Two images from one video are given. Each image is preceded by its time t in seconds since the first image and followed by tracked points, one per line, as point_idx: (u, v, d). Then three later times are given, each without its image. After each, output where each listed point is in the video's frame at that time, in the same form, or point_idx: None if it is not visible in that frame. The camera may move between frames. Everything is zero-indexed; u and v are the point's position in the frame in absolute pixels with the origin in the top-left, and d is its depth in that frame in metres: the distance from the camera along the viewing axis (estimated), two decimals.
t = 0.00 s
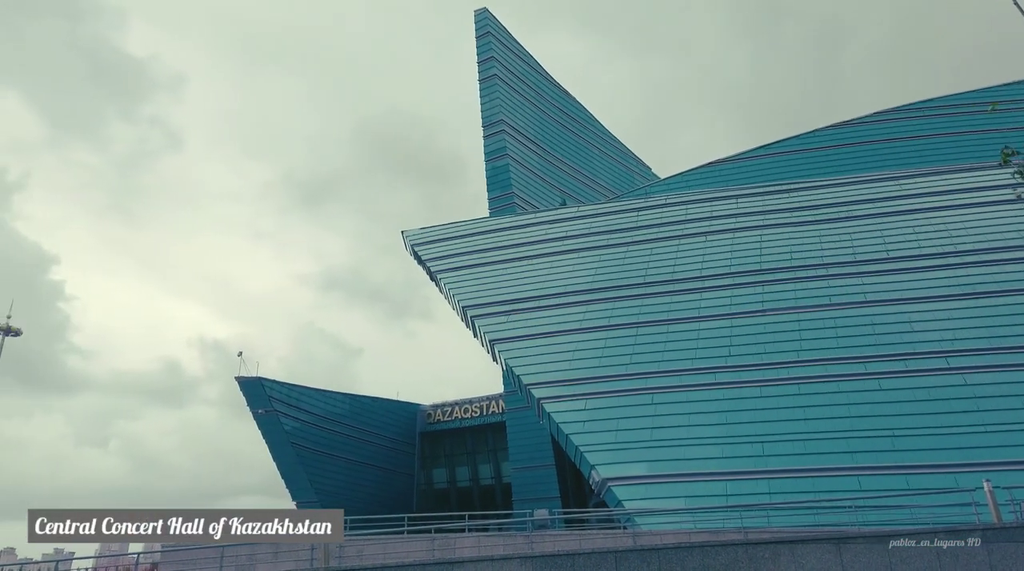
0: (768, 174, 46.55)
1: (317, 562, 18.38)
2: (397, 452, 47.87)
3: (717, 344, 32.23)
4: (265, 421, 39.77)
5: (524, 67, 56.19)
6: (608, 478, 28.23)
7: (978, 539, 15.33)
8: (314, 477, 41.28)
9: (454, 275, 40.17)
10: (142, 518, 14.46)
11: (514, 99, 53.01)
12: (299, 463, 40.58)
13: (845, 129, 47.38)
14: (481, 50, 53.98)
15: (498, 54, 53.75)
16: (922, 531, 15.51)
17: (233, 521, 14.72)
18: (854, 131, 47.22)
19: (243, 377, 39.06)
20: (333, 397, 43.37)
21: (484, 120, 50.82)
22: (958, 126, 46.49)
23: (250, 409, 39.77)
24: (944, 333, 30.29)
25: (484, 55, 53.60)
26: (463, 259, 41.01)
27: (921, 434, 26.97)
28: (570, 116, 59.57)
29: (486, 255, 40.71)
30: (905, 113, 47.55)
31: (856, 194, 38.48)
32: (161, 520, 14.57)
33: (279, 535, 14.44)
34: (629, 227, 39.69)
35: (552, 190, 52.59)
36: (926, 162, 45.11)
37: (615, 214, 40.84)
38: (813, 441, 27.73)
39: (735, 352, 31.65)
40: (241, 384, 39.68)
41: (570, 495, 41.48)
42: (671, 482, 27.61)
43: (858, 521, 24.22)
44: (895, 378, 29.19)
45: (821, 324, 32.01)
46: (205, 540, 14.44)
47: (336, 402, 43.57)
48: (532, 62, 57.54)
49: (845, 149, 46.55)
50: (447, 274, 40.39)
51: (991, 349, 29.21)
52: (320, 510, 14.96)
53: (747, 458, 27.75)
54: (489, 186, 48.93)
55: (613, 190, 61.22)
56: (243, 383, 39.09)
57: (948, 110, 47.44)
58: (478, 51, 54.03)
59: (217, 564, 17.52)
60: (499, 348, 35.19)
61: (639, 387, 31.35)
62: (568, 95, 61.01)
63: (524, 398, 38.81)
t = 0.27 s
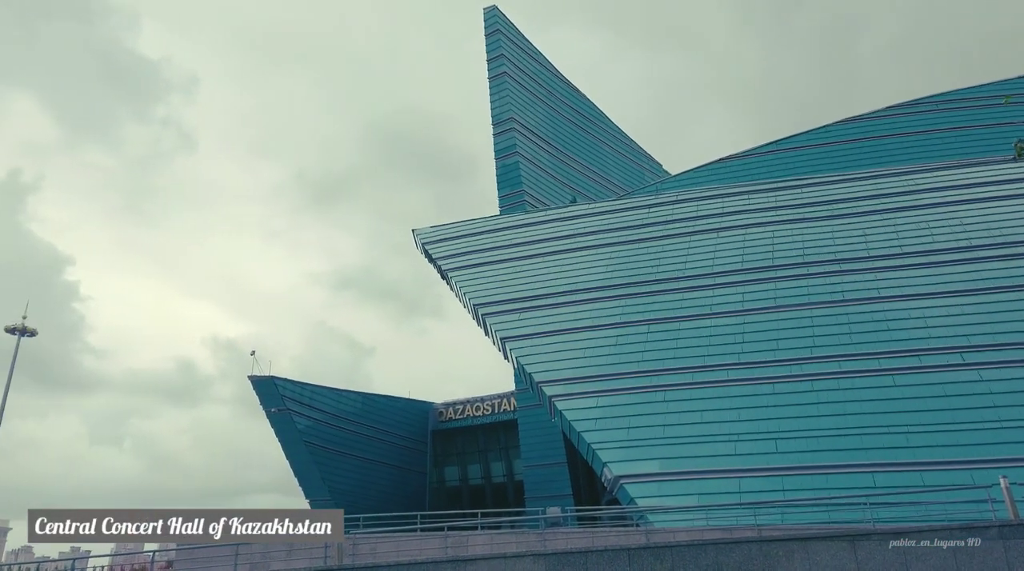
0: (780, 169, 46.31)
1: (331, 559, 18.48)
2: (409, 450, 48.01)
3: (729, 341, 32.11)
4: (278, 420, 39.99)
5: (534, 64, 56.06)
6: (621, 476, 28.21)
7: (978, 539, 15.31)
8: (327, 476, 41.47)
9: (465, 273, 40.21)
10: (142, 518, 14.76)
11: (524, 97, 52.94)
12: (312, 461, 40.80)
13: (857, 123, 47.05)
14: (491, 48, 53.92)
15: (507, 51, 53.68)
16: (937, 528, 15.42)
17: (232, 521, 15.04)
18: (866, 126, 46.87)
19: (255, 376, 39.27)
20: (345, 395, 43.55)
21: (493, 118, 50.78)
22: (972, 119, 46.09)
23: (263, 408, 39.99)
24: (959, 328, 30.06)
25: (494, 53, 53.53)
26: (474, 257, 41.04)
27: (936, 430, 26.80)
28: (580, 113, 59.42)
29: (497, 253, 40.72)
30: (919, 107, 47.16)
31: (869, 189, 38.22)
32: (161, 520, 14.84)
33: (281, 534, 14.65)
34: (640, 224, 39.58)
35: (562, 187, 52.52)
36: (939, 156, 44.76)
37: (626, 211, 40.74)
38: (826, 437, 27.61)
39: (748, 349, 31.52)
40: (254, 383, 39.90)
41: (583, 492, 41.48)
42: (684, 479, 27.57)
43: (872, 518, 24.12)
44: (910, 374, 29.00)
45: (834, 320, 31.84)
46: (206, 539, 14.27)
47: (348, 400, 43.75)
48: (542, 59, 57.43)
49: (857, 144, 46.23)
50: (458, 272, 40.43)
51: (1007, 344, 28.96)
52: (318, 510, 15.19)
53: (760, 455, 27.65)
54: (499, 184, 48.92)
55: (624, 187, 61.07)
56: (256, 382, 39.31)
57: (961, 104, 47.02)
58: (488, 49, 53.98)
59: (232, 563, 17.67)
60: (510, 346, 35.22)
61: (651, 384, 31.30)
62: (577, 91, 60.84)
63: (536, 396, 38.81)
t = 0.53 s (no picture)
0: (791, 165, 46.06)
1: (344, 557, 18.53)
2: (422, 448, 48.12)
3: (741, 337, 31.95)
4: (290, 418, 40.15)
5: (543, 61, 55.96)
6: (633, 473, 28.14)
7: (979, 538, 15.24)
8: (340, 474, 41.60)
9: (475, 271, 40.22)
10: (141, 518, 14.95)
11: (533, 94, 52.84)
12: (325, 459, 40.94)
13: (869, 118, 46.71)
14: (501, 46, 53.85)
15: (517, 49, 53.58)
16: (953, 525, 15.36)
17: (233, 520, 15.19)
18: (879, 120, 46.52)
19: (268, 375, 39.45)
20: (357, 394, 43.67)
21: (503, 116, 50.72)
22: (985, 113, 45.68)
23: (275, 407, 40.17)
24: (975, 323, 29.78)
25: (503, 51, 53.48)
26: (484, 255, 41.03)
27: (951, 426, 26.59)
28: (590, 110, 59.30)
29: (507, 251, 40.68)
30: (932, 101, 46.76)
31: (882, 184, 37.91)
32: (162, 520, 14.95)
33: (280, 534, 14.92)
34: (651, 221, 39.46)
35: (573, 184, 52.42)
36: (953, 150, 44.38)
37: (637, 208, 40.60)
38: (840, 434, 27.44)
39: (761, 346, 31.35)
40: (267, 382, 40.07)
41: (595, 490, 41.42)
42: (697, 476, 27.49)
43: (887, 515, 23.98)
44: (925, 370, 28.76)
45: (848, 316, 31.64)
46: (206, 540, 14.41)
47: (360, 399, 43.87)
48: (552, 56, 57.30)
49: (870, 138, 45.91)
50: (469, 270, 40.45)
51: None
52: (318, 511, 15.46)
53: (774, 452, 27.52)
54: (509, 182, 48.88)
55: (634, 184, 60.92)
56: (268, 381, 39.48)
57: (975, 97, 46.58)
58: (498, 47, 53.91)
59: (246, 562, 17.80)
60: (522, 344, 35.20)
61: (663, 380, 31.22)
62: (587, 88, 60.70)
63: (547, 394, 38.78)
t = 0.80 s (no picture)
0: (803, 161, 45.80)
1: (357, 554, 18.53)
2: (434, 446, 48.22)
3: (754, 335, 31.80)
4: (303, 417, 40.34)
5: (553, 58, 55.88)
6: (646, 471, 28.08)
7: (979, 539, 15.27)
8: (352, 472, 41.75)
9: (486, 269, 40.23)
10: (142, 518, 15.57)
11: (543, 92, 52.77)
12: (337, 458, 41.10)
13: (882, 113, 46.36)
14: (510, 43, 53.79)
15: (526, 46, 53.53)
16: (970, 523, 15.38)
17: (233, 521, 15.50)
18: (892, 114, 46.14)
19: (281, 374, 39.64)
20: (369, 393, 43.81)
21: (513, 113, 50.68)
22: (1000, 107, 45.24)
23: (288, 406, 40.36)
24: (991, 319, 29.52)
25: (513, 48, 53.43)
26: (495, 253, 41.03)
27: (967, 423, 26.38)
28: (601, 107, 59.16)
29: (518, 249, 40.67)
30: (945, 95, 46.35)
31: (896, 179, 37.62)
32: (161, 520, 15.42)
33: (279, 533, 15.48)
34: (663, 218, 39.33)
35: (583, 181, 52.34)
36: (967, 144, 43.99)
37: (648, 205, 40.48)
38: (854, 431, 27.28)
39: (773, 342, 31.21)
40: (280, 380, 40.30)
41: (608, 487, 41.32)
42: (710, 474, 27.42)
43: (902, 512, 23.84)
44: (940, 366, 28.53)
45: (862, 312, 31.44)
46: (206, 540, 15.07)
47: (373, 397, 44.01)
48: (561, 53, 57.21)
49: (883, 133, 45.55)
50: (480, 268, 40.47)
51: None
52: (319, 511, 15.79)
53: (787, 449, 27.39)
54: (520, 180, 48.86)
55: (645, 181, 60.77)
56: (281, 379, 39.68)
57: (989, 91, 46.14)
58: (507, 44, 53.86)
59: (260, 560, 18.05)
60: (533, 342, 35.19)
61: (675, 378, 31.13)
62: (598, 85, 60.56)
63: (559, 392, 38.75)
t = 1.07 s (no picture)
0: (815, 156, 45.52)
1: (371, 551, 18.63)
2: (445, 444, 48.28)
3: (766, 331, 31.64)
4: (315, 415, 40.52)
5: (562, 55, 55.79)
6: (658, 468, 28.04)
7: (976, 539, 15.09)
8: (365, 470, 41.91)
9: (497, 267, 40.23)
10: (142, 519, 15.65)
11: (553, 89, 52.69)
12: (350, 455, 41.26)
13: (894, 107, 46.00)
14: (520, 41, 53.72)
15: (536, 44, 53.45)
16: (986, 520, 15.27)
17: (233, 521, 15.71)
18: (905, 108, 45.75)
19: (294, 372, 39.84)
20: (381, 390, 43.91)
21: (523, 111, 50.63)
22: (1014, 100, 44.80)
23: (301, 404, 40.56)
24: (1006, 314, 29.24)
25: (522, 45, 53.37)
26: (506, 251, 41.01)
27: (983, 419, 26.16)
28: (611, 103, 59.01)
29: (529, 247, 40.65)
30: (959, 88, 45.90)
31: (909, 173, 37.31)
32: (161, 520, 15.51)
33: (282, 533, 15.54)
34: (673, 214, 39.19)
35: (593, 178, 52.24)
36: (981, 137, 43.59)
37: (659, 201, 40.34)
38: (868, 428, 27.11)
39: (786, 339, 31.04)
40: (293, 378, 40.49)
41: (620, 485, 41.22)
42: (723, 471, 27.33)
43: (917, 509, 23.69)
44: (955, 362, 28.29)
45: (875, 308, 31.23)
46: (207, 540, 15.32)
47: (385, 395, 44.10)
48: (571, 50, 57.10)
49: (896, 127, 45.20)
50: (491, 266, 40.49)
51: None
52: (320, 512, 16.13)
53: (801, 446, 27.27)
54: (530, 177, 48.82)
55: (655, 177, 60.58)
56: (294, 378, 39.88)
57: (1004, 84, 45.68)
58: (517, 41, 53.79)
59: (274, 556, 18.33)
60: (544, 339, 35.16)
61: (687, 375, 31.03)
62: (607, 81, 60.40)
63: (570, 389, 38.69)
